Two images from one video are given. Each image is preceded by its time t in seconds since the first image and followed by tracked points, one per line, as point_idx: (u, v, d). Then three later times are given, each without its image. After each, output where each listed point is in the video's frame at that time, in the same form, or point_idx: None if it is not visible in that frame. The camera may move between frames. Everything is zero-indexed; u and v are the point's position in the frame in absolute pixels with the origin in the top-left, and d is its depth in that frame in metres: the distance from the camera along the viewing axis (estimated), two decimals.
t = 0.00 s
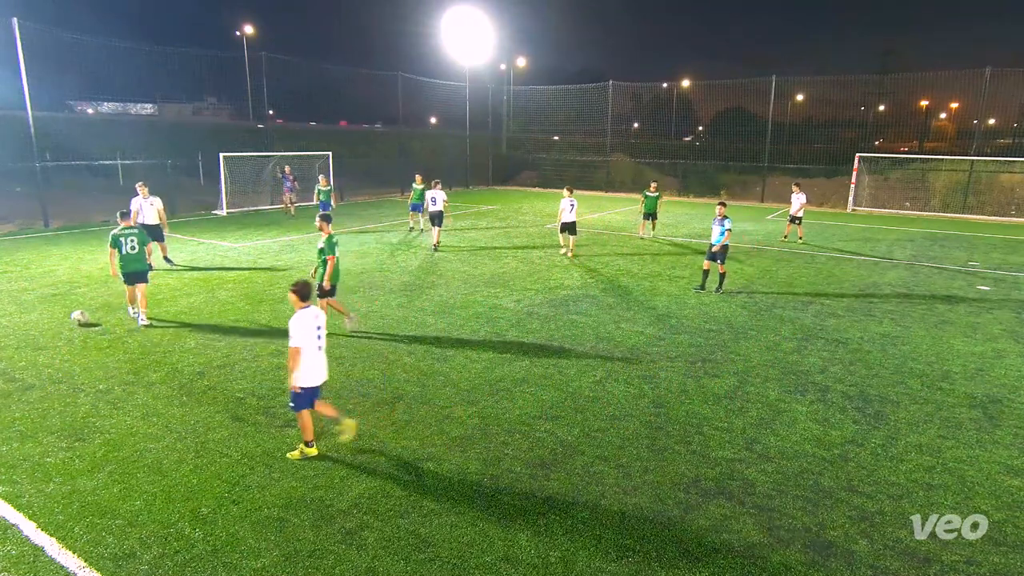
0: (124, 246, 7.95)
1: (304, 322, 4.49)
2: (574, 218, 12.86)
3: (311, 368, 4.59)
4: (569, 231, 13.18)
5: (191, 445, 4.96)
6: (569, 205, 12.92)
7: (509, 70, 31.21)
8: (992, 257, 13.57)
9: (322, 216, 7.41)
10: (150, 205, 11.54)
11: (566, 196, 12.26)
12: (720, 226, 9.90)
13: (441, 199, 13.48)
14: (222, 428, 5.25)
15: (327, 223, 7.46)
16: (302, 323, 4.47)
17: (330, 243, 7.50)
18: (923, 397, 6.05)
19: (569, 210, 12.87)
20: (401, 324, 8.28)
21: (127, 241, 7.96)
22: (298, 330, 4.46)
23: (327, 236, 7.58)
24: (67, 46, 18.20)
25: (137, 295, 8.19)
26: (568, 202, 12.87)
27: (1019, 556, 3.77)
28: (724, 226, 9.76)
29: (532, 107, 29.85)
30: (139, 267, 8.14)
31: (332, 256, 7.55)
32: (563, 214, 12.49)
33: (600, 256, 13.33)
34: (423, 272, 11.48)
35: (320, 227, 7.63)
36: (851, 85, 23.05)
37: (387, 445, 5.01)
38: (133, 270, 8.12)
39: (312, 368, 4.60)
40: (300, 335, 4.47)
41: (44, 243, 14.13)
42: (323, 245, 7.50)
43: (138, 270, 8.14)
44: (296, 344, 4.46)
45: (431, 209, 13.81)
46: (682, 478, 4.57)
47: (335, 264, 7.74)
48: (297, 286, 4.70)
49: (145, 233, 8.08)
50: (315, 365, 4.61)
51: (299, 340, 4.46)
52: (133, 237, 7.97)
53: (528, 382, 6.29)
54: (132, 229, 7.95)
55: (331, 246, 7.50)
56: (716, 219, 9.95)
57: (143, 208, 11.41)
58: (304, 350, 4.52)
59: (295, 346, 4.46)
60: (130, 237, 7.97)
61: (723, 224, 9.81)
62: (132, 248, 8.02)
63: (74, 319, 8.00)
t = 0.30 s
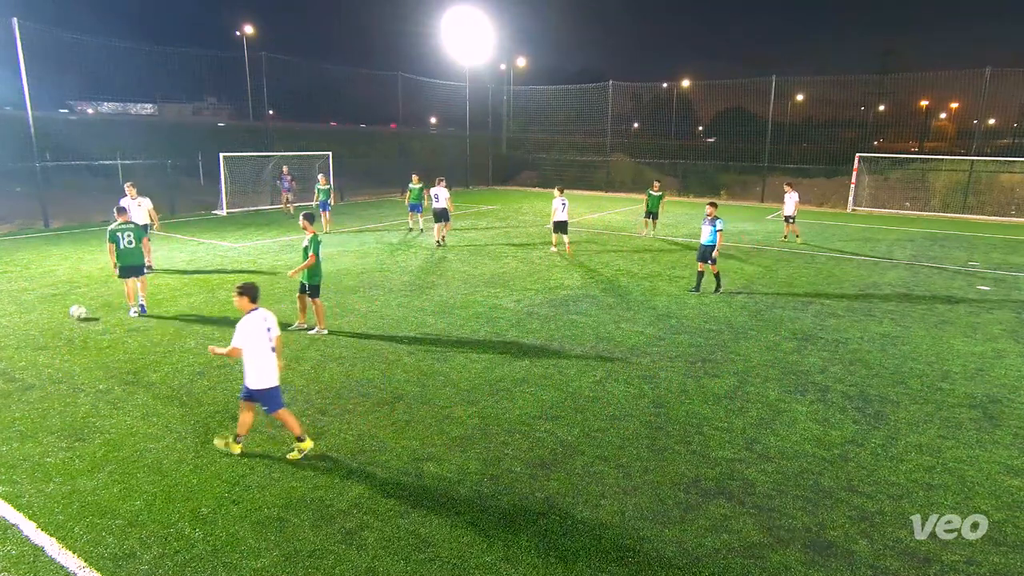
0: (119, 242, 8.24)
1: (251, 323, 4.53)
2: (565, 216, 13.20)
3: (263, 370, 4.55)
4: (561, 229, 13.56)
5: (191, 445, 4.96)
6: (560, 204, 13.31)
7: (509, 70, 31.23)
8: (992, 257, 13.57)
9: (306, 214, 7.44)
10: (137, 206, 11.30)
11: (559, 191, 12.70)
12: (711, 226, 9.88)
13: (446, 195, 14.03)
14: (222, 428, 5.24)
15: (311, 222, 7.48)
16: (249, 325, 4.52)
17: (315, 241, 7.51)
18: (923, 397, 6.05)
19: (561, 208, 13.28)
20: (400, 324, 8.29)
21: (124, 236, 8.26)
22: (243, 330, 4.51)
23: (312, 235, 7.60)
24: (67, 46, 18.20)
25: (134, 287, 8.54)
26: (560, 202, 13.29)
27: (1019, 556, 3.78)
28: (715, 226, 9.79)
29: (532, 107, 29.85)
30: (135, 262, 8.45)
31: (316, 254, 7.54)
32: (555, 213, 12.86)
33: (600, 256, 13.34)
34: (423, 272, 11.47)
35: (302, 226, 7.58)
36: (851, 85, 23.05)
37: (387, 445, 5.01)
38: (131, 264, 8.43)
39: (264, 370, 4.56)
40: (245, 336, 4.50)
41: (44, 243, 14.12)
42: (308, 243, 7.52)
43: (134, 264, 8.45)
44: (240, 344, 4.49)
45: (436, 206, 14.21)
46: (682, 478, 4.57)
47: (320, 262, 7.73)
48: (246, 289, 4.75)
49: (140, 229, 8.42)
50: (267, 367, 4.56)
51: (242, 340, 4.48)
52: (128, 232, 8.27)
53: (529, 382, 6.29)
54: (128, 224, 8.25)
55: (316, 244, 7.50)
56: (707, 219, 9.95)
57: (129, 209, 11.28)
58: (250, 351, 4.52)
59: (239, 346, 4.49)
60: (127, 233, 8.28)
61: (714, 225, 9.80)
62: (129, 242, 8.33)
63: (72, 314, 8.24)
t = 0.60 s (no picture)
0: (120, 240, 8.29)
1: (203, 320, 4.43)
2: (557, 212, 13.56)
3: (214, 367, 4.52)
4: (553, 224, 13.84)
5: (190, 445, 4.96)
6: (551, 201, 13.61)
7: (509, 70, 31.23)
8: (992, 257, 13.57)
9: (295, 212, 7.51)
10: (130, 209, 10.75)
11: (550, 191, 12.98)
12: (704, 226, 9.85)
13: (452, 194, 14.07)
14: (222, 428, 5.24)
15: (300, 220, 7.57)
16: (206, 321, 4.43)
17: (307, 238, 7.59)
18: (923, 397, 6.05)
19: (553, 206, 13.74)
20: (399, 324, 8.28)
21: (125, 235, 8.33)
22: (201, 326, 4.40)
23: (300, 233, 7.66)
24: (67, 46, 18.22)
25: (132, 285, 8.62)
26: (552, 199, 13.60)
27: (1019, 556, 3.78)
28: (707, 226, 9.79)
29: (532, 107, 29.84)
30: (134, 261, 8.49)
31: (308, 251, 7.64)
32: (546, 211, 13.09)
33: (600, 256, 13.33)
34: (423, 272, 11.47)
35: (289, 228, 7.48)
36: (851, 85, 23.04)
37: (387, 445, 5.01)
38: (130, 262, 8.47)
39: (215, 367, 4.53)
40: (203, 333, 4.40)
41: (44, 244, 14.12)
42: (298, 240, 7.56)
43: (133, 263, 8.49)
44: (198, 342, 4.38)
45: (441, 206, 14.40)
46: (682, 478, 4.57)
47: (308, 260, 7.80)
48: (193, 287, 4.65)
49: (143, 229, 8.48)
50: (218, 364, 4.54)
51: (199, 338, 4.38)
52: (130, 231, 8.34)
53: (529, 382, 6.29)
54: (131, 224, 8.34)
55: (307, 241, 7.59)
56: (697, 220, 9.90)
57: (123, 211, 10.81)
58: (205, 349, 4.45)
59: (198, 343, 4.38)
60: (128, 232, 8.34)
61: (706, 224, 9.79)
62: (130, 242, 8.39)
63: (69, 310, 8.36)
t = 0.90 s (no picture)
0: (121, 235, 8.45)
1: (146, 327, 4.43)
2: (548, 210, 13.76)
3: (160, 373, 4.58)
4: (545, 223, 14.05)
5: (190, 445, 4.96)
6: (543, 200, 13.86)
7: (509, 70, 31.22)
8: (992, 257, 13.57)
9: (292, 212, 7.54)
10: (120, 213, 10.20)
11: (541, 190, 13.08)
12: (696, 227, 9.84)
13: (459, 192, 14.13)
14: (222, 428, 5.24)
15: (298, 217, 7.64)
16: (148, 328, 4.43)
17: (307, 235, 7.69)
18: (923, 397, 6.05)
19: (544, 204, 13.96)
20: (399, 324, 8.28)
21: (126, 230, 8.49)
22: (144, 333, 4.41)
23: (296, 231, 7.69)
24: (67, 46, 18.24)
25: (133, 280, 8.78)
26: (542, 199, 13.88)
27: (1019, 556, 3.77)
28: (700, 226, 9.77)
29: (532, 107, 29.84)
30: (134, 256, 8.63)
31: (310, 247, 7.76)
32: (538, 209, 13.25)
33: (600, 256, 13.32)
34: (423, 271, 11.47)
35: (287, 229, 7.44)
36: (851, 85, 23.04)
37: (387, 446, 5.01)
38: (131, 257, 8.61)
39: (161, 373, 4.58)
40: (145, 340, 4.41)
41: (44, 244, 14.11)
42: (300, 238, 7.62)
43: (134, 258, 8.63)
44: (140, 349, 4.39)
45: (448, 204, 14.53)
46: (682, 478, 4.57)
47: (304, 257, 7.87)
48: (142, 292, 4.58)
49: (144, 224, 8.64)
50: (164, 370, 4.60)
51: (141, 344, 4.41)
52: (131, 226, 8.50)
53: (529, 382, 6.29)
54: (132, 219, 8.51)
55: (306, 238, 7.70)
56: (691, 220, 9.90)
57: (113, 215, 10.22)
58: (149, 356, 4.46)
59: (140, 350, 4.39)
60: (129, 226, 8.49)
61: (698, 225, 9.78)
62: (131, 236, 8.54)
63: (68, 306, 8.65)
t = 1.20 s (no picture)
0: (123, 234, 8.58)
1: (88, 327, 4.37)
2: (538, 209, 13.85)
3: (108, 375, 4.41)
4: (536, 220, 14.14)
5: (190, 445, 4.96)
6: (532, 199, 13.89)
7: (509, 70, 31.22)
8: (992, 257, 13.57)
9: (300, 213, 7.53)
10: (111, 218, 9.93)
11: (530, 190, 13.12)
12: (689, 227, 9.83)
13: (465, 191, 14.07)
14: (222, 428, 5.24)
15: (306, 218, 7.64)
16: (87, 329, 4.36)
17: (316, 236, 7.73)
18: (923, 397, 6.05)
19: (534, 201, 13.96)
20: (399, 324, 8.28)
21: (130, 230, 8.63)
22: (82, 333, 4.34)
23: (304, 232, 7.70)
24: (67, 46, 18.25)
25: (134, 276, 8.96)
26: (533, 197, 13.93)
27: (1019, 556, 3.78)
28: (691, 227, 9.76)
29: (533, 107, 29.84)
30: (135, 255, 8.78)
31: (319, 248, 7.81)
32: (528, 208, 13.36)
33: (600, 256, 13.32)
34: (423, 272, 11.47)
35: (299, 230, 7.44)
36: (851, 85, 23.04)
37: (387, 445, 5.00)
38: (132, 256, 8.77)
39: (109, 375, 4.42)
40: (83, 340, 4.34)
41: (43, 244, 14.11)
42: (310, 239, 7.65)
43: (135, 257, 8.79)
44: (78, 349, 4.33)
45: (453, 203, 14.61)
46: (682, 478, 4.57)
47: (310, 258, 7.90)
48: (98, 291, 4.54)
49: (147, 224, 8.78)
50: (112, 372, 4.42)
51: (80, 343, 4.32)
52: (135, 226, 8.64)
53: (529, 382, 6.29)
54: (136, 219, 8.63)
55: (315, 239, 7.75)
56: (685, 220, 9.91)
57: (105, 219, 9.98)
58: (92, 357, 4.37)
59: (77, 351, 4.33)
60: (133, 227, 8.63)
61: (690, 226, 9.78)
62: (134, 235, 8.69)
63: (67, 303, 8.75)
